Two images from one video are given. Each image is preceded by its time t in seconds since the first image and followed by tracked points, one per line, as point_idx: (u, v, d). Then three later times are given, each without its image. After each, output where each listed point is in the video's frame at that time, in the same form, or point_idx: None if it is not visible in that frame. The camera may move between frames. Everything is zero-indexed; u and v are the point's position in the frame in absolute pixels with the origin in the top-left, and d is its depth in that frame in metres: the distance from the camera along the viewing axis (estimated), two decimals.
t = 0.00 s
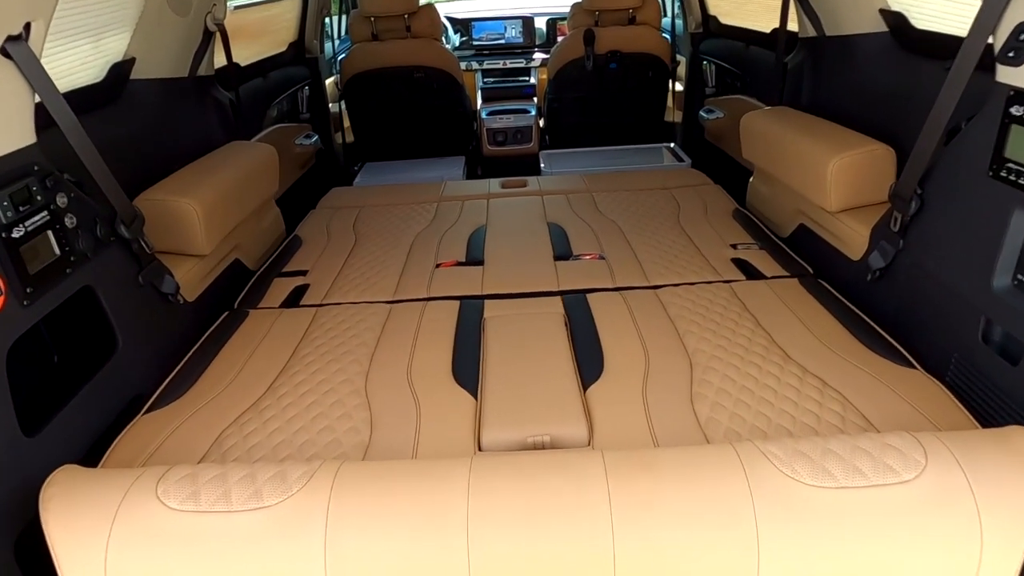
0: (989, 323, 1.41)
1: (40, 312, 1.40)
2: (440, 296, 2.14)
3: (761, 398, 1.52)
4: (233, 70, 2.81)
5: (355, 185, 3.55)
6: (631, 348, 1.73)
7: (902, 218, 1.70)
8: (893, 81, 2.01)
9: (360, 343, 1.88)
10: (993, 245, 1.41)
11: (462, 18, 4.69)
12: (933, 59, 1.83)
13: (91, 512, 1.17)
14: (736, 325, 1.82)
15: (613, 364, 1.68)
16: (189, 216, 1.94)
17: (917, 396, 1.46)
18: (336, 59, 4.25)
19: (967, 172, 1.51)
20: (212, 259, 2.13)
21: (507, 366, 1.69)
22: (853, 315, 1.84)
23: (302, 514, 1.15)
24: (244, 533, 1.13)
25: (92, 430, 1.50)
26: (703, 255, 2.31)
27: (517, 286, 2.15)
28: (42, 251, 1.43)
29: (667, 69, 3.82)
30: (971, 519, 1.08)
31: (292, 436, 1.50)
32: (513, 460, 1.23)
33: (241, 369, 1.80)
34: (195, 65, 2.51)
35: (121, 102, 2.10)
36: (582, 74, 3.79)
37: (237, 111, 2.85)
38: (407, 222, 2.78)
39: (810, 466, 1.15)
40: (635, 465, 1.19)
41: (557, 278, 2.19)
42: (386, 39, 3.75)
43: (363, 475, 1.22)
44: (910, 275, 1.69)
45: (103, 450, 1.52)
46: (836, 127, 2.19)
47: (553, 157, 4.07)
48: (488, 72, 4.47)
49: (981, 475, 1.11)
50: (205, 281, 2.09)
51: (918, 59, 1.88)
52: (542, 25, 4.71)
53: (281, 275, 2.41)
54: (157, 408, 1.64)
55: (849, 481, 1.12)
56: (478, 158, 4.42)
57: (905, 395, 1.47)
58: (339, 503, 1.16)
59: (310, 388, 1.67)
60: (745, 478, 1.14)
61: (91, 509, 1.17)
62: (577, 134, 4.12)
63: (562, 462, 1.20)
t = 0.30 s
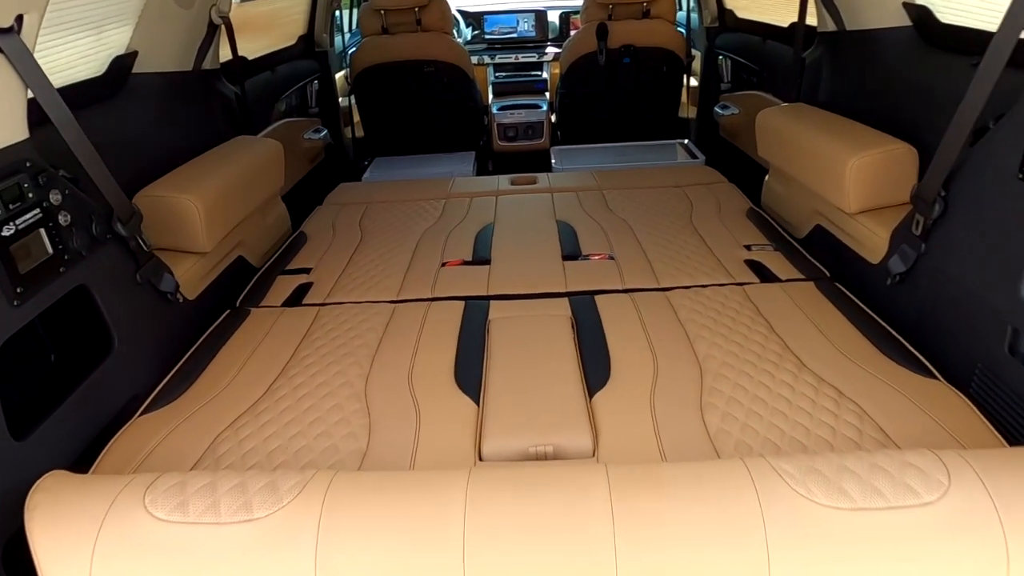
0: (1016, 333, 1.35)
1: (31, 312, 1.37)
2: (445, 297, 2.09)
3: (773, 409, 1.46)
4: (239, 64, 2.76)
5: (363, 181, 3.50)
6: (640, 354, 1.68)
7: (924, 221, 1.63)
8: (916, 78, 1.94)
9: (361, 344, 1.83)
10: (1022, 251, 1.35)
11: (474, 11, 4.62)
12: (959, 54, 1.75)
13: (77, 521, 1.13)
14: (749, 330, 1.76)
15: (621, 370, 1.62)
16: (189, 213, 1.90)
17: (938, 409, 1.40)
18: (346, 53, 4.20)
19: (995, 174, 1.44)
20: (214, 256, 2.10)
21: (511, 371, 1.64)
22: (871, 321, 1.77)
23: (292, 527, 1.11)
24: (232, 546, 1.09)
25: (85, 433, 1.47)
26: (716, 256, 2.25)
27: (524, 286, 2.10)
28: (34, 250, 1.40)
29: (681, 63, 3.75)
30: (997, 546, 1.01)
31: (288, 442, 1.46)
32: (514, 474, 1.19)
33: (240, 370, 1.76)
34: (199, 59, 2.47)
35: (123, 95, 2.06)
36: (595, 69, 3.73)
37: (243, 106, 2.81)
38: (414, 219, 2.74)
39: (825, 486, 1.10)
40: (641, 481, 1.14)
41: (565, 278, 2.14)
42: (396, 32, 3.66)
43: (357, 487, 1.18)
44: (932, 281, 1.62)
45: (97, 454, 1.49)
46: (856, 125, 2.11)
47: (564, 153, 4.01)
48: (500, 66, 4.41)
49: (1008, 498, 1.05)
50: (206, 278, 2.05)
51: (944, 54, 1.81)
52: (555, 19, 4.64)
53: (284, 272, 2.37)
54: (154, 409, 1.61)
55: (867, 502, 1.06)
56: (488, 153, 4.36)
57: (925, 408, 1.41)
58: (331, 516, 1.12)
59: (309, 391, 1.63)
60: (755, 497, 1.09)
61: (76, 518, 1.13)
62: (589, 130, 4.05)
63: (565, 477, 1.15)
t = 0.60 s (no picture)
0: None
1: (11, 316, 1.33)
2: (444, 300, 2.04)
3: (779, 424, 1.40)
4: (239, 60, 2.72)
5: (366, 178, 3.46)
6: (642, 363, 1.62)
7: (940, 228, 1.56)
8: (934, 77, 1.86)
9: (356, 349, 1.78)
10: None
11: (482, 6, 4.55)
12: (980, 54, 1.67)
13: (47, 538, 1.08)
14: (756, 339, 1.70)
15: (621, 380, 1.56)
16: (182, 213, 1.86)
17: (953, 428, 1.33)
18: (352, 48, 4.15)
19: (1016, 181, 1.37)
20: (208, 257, 2.05)
21: (508, 380, 1.59)
22: (884, 331, 1.70)
23: (269, 548, 1.06)
24: (206, 567, 1.04)
25: (67, 440, 1.43)
26: (723, 259, 2.18)
27: (525, 290, 2.04)
28: (13, 252, 1.35)
29: (692, 60, 3.67)
30: None
31: (275, 453, 1.41)
32: (504, 493, 1.13)
33: (231, 375, 1.72)
34: (197, 54, 2.43)
35: (117, 92, 2.02)
36: (604, 65, 3.66)
37: (243, 102, 2.76)
38: (415, 218, 2.68)
39: (831, 512, 1.04)
40: (637, 503, 1.08)
41: (568, 282, 2.08)
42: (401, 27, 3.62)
43: (340, 505, 1.13)
44: (948, 290, 1.56)
45: (79, 462, 1.44)
46: (871, 125, 2.04)
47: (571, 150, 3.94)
48: (508, 61, 4.33)
49: None
50: (200, 280, 2.00)
51: (964, 53, 1.73)
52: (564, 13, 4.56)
53: (281, 273, 2.33)
54: (140, 416, 1.57)
55: (875, 530, 1.00)
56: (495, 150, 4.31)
57: (939, 426, 1.35)
58: (311, 536, 1.07)
59: (299, 398, 1.58)
60: (757, 523, 1.03)
61: (47, 534, 1.09)
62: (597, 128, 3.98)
63: (557, 498, 1.10)
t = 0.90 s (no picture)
0: None
1: None
2: (439, 301, 1.99)
3: (784, 435, 1.34)
4: (234, 54, 2.66)
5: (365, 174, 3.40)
6: (642, 369, 1.57)
7: (952, 230, 1.50)
8: (947, 73, 1.79)
9: (348, 352, 1.73)
10: None
11: None
12: (996, 48, 1.61)
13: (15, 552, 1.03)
14: (760, 344, 1.64)
15: (620, 387, 1.51)
16: (171, 212, 1.81)
17: (965, 441, 1.28)
18: (353, 42, 4.09)
19: None
20: (200, 256, 2.00)
21: (503, 386, 1.54)
22: (891, 335, 1.65)
23: (247, 566, 1.01)
24: None
25: (48, 447, 1.39)
26: (727, 260, 2.12)
27: (523, 291, 1.99)
28: None
29: (697, 54, 3.60)
30: None
31: (260, 462, 1.37)
32: (493, 509, 1.08)
33: (219, 378, 1.67)
34: (190, 48, 2.37)
35: (106, 87, 1.97)
36: (607, 60, 3.59)
37: (239, 97, 2.71)
38: (413, 216, 2.63)
39: (836, 532, 0.98)
40: (633, 521, 1.03)
41: (567, 283, 2.02)
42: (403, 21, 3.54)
43: (322, 519, 1.08)
44: (961, 295, 1.50)
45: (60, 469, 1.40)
46: (880, 123, 1.98)
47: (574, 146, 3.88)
48: (511, 56, 4.22)
49: None
50: (191, 280, 1.96)
51: (979, 47, 1.66)
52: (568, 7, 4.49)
53: (275, 272, 2.28)
54: (124, 421, 1.52)
55: (883, 553, 0.95)
56: (497, 146, 4.25)
57: (951, 438, 1.29)
58: (290, 553, 1.02)
59: (286, 404, 1.54)
60: (759, 543, 0.98)
61: (15, 548, 1.04)
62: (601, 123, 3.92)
63: (548, 514, 1.05)
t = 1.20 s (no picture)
0: None
1: None
2: (438, 305, 1.92)
3: (799, 453, 1.27)
4: (228, 49, 2.59)
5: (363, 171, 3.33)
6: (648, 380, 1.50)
7: (975, 235, 1.43)
8: (968, 69, 1.72)
9: (342, 360, 1.66)
10: None
11: None
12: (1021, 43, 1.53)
13: None
14: (772, 353, 1.57)
15: (626, 400, 1.44)
16: (158, 213, 1.74)
17: (992, 460, 1.21)
18: (352, 36, 4.01)
19: None
20: (190, 257, 1.94)
21: (503, 398, 1.47)
22: (909, 344, 1.58)
23: None
24: None
25: (27, 461, 1.32)
26: (735, 263, 2.05)
27: (524, 295, 1.92)
28: None
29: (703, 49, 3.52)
30: None
31: (247, 480, 1.30)
32: (492, 535, 1.01)
33: (207, 388, 1.60)
34: (181, 42, 2.30)
35: (93, 83, 1.90)
36: (611, 54, 3.51)
37: (234, 92, 2.63)
38: (412, 216, 2.56)
39: (861, 565, 0.92)
40: (642, 551, 0.96)
41: (569, 287, 1.95)
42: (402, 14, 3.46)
43: (310, 546, 1.01)
44: (984, 303, 1.43)
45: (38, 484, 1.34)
46: (896, 121, 1.90)
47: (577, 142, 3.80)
48: (513, 50, 4.16)
49: None
50: (181, 282, 1.89)
51: (1003, 42, 1.59)
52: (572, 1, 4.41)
53: (269, 273, 2.21)
54: (108, 432, 1.46)
55: None
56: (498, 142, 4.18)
57: (976, 457, 1.22)
58: None
59: (277, 416, 1.47)
60: None
61: None
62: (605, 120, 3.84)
63: (550, 541, 0.98)
